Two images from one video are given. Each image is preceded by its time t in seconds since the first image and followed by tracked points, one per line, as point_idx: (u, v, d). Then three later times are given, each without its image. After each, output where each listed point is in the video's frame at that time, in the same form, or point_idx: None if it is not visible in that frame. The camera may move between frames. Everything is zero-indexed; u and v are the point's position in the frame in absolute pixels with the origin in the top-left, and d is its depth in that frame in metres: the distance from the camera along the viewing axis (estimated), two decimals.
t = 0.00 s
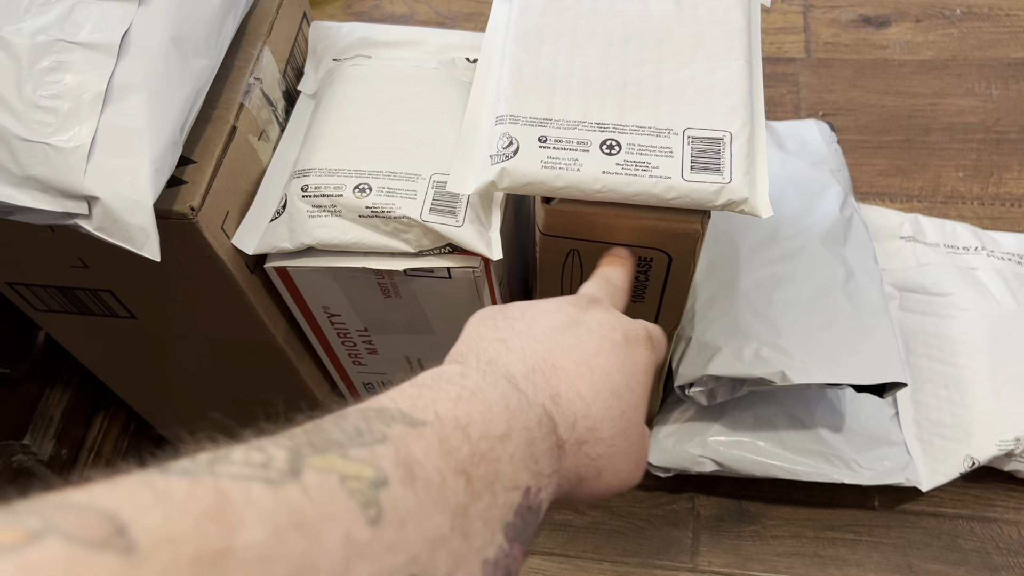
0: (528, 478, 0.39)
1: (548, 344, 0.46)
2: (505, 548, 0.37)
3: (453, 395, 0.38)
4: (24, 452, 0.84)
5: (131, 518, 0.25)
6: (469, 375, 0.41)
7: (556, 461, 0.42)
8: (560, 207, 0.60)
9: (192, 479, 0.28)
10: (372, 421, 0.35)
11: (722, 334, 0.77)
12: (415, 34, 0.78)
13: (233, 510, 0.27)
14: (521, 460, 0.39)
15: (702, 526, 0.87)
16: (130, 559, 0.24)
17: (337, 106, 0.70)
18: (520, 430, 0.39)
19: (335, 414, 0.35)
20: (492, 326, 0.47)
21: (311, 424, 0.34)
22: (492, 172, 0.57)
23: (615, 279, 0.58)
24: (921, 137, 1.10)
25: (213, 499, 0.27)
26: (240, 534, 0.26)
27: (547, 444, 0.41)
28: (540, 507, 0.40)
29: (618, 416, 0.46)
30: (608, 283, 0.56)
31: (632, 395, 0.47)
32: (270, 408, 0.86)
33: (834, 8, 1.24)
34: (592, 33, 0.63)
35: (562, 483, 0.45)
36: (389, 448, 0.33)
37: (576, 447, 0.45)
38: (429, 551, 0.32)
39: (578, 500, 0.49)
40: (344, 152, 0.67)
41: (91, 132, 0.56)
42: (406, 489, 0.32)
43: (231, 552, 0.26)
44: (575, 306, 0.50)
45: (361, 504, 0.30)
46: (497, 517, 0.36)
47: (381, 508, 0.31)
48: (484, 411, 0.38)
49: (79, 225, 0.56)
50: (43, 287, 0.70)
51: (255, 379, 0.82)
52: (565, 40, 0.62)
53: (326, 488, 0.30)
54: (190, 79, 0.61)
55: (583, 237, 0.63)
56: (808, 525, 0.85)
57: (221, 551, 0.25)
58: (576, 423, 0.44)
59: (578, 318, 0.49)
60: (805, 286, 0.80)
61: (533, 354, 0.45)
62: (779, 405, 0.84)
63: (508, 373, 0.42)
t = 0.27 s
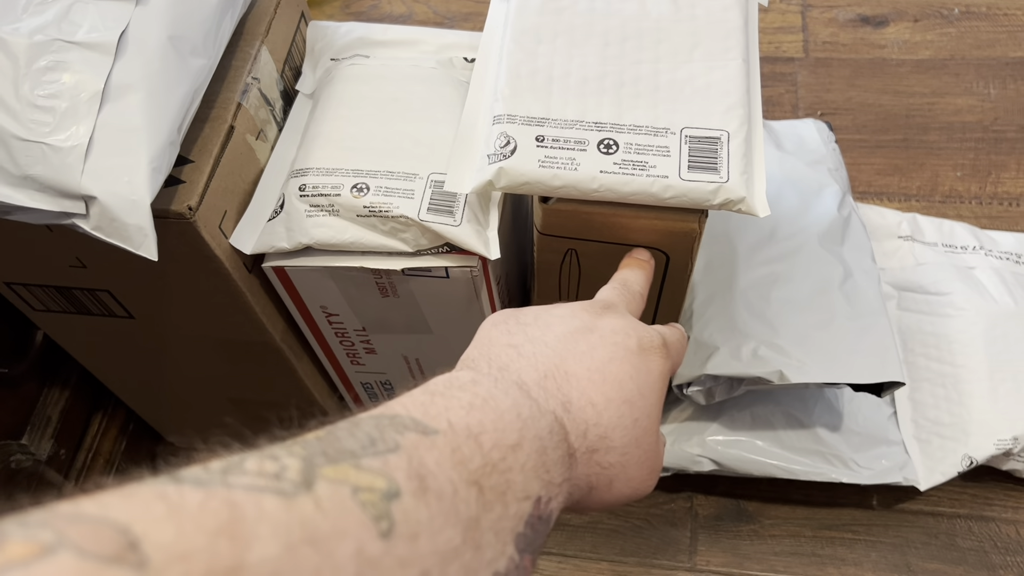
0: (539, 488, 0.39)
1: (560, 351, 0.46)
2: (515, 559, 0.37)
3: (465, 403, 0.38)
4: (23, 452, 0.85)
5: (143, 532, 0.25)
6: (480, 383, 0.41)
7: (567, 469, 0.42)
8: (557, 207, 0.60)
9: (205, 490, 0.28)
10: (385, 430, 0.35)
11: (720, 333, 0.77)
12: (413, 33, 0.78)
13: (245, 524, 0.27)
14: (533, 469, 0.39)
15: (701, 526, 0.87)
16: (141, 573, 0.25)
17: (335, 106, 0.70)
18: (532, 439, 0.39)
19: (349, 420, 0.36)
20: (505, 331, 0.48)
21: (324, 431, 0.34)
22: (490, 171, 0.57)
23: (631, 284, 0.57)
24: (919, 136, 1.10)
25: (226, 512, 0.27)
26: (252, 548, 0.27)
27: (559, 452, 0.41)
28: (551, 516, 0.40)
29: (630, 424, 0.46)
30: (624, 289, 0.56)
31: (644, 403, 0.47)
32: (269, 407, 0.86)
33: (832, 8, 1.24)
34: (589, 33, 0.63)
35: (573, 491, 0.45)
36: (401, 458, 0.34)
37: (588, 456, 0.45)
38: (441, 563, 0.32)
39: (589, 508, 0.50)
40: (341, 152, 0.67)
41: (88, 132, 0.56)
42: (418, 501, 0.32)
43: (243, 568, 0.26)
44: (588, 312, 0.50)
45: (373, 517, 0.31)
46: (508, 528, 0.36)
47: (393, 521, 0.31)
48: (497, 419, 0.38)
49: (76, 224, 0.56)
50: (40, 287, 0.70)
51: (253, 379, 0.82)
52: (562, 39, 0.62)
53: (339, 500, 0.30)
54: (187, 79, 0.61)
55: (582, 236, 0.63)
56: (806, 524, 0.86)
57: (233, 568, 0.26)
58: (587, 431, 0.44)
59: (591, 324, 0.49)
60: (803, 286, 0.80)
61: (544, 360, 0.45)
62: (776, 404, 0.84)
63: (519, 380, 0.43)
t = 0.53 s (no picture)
0: (537, 491, 0.39)
1: (556, 353, 0.46)
2: (514, 562, 0.37)
3: (463, 406, 0.38)
4: (23, 453, 0.85)
5: (143, 538, 0.25)
6: (478, 386, 0.41)
7: (565, 471, 0.42)
8: (557, 208, 0.60)
9: (205, 495, 0.28)
10: (384, 433, 0.35)
11: (720, 334, 0.77)
12: (413, 34, 0.78)
13: (245, 530, 0.27)
14: (531, 472, 0.39)
15: (700, 526, 0.87)
16: None
17: (334, 107, 0.70)
18: (530, 441, 0.39)
19: (348, 424, 0.36)
20: (500, 334, 0.47)
21: (323, 435, 0.34)
22: (490, 173, 0.57)
23: (624, 285, 0.57)
24: (919, 137, 1.10)
25: (226, 518, 0.27)
26: (252, 554, 0.27)
27: (557, 454, 0.41)
28: (548, 519, 0.40)
29: (626, 426, 0.46)
30: (616, 289, 0.56)
31: (640, 405, 0.47)
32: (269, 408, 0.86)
33: (831, 8, 1.24)
34: (589, 33, 0.63)
35: (571, 493, 0.45)
36: (400, 461, 0.34)
37: (585, 458, 0.45)
38: (440, 567, 0.32)
39: (586, 509, 0.50)
40: (341, 153, 0.67)
41: (88, 134, 0.56)
42: (417, 505, 0.32)
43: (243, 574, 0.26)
44: (583, 315, 0.50)
45: (373, 521, 0.31)
46: (507, 531, 0.36)
47: (392, 525, 0.31)
48: (495, 422, 0.38)
49: (76, 226, 0.56)
50: (40, 288, 0.70)
51: (253, 380, 0.82)
52: (561, 40, 0.62)
53: (339, 504, 0.30)
54: (187, 81, 0.61)
55: (580, 237, 0.63)
56: (806, 525, 0.86)
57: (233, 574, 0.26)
58: (584, 433, 0.44)
59: (586, 327, 0.49)
60: (803, 286, 0.80)
61: (540, 362, 0.45)
62: (776, 405, 0.84)
63: (517, 382, 0.43)
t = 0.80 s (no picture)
0: (535, 489, 0.39)
1: (553, 352, 0.46)
2: (513, 561, 0.37)
3: (460, 404, 0.38)
4: (22, 454, 0.84)
5: (139, 538, 0.25)
6: (475, 385, 0.41)
7: (563, 470, 0.42)
8: (556, 208, 0.60)
9: (202, 494, 0.28)
10: (382, 433, 0.35)
11: (720, 334, 0.77)
12: (413, 34, 0.78)
13: (241, 529, 0.27)
14: (528, 470, 0.39)
15: (701, 527, 0.86)
16: None
17: (334, 107, 0.70)
18: (527, 440, 0.39)
19: (345, 423, 0.36)
20: (497, 333, 0.47)
21: (320, 434, 0.34)
22: (489, 173, 0.57)
23: (620, 284, 0.57)
24: (919, 137, 1.10)
25: (223, 517, 0.27)
26: (249, 554, 0.27)
27: (555, 453, 0.41)
28: (546, 517, 0.40)
29: (624, 425, 0.46)
30: (613, 289, 0.56)
31: (637, 405, 0.47)
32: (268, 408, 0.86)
33: (831, 8, 1.24)
34: (589, 33, 0.63)
35: (570, 492, 0.45)
36: (398, 460, 0.33)
37: (583, 457, 0.45)
38: (438, 566, 0.32)
39: (584, 509, 0.49)
40: (341, 153, 0.67)
41: (87, 134, 0.55)
42: (415, 504, 0.32)
43: (239, 573, 0.26)
44: (580, 315, 0.50)
45: (370, 520, 0.30)
46: (505, 529, 0.36)
47: (390, 524, 0.31)
48: (493, 421, 0.38)
49: (75, 226, 0.56)
50: (39, 288, 0.70)
51: (252, 380, 0.82)
52: (561, 40, 0.62)
53: (336, 503, 0.30)
54: (186, 80, 0.61)
55: (578, 237, 0.63)
56: (807, 526, 0.85)
57: (229, 573, 0.26)
58: (582, 432, 0.44)
59: (583, 327, 0.49)
60: (803, 287, 0.80)
61: (538, 361, 0.45)
62: (776, 405, 0.84)
63: (514, 381, 0.42)
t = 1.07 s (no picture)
0: (535, 487, 0.39)
1: (553, 350, 0.46)
2: (513, 559, 0.37)
3: (461, 402, 0.38)
4: (22, 453, 0.84)
5: (138, 537, 0.25)
6: (476, 382, 0.41)
7: (563, 468, 0.42)
8: (557, 207, 0.60)
9: (201, 493, 0.28)
10: (382, 430, 0.35)
11: (721, 334, 0.77)
12: (413, 33, 0.78)
13: (240, 528, 0.27)
14: (528, 468, 0.38)
15: (702, 527, 0.86)
16: None
17: (335, 106, 0.70)
18: (528, 438, 0.39)
19: (345, 421, 0.35)
20: (498, 331, 0.47)
21: (320, 432, 0.34)
22: (490, 171, 0.57)
23: (621, 283, 0.57)
24: (919, 136, 1.10)
25: (222, 516, 0.27)
26: (248, 553, 0.27)
27: (555, 451, 0.41)
28: (547, 515, 0.40)
29: (624, 422, 0.46)
30: (613, 287, 0.56)
31: (637, 402, 0.47)
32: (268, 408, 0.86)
33: (831, 8, 1.24)
34: (590, 32, 0.63)
35: (570, 490, 0.45)
36: (398, 458, 0.33)
37: (583, 454, 0.45)
38: (438, 564, 0.32)
39: (584, 507, 0.49)
40: (342, 152, 0.67)
41: (87, 132, 0.55)
42: (415, 502, 0.32)
43: (238, 572, 0.26)
44: (581, 312, 0.50)
45: (370, 519, 0.30)
46: (505, 527, 0.36)
47: (390, 522, 0.31)
48: (493, 418, 0.38)
49: (76, 225, 0.56)
50: (39, 288, 0.70)
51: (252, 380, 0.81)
52: (563, 39, 0.62)
53: (336, 501, 0.30)
54: (186, 79, 0.61)
55: (579, 235, 0.63)
56: (807, 525, 0.85)
57: (228, 572, 0.26)
58: (582, 430, 0.44)
59: (584, 325, 0.49)
60: (804, 286, 0.80)
61: (539, 359, 0.45)
62: (777, 404, 0.84)
63: (515, 379, 0.42)
